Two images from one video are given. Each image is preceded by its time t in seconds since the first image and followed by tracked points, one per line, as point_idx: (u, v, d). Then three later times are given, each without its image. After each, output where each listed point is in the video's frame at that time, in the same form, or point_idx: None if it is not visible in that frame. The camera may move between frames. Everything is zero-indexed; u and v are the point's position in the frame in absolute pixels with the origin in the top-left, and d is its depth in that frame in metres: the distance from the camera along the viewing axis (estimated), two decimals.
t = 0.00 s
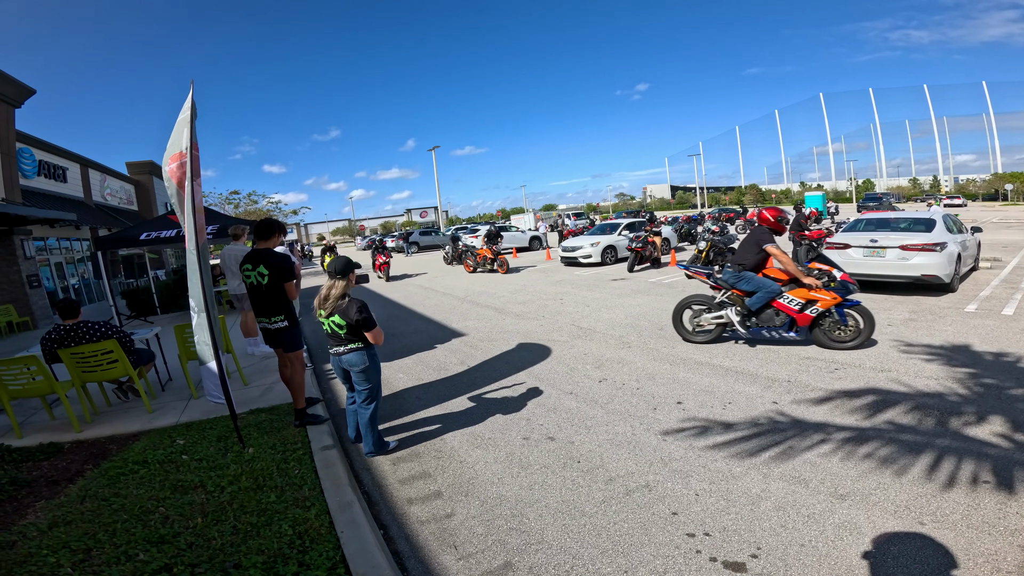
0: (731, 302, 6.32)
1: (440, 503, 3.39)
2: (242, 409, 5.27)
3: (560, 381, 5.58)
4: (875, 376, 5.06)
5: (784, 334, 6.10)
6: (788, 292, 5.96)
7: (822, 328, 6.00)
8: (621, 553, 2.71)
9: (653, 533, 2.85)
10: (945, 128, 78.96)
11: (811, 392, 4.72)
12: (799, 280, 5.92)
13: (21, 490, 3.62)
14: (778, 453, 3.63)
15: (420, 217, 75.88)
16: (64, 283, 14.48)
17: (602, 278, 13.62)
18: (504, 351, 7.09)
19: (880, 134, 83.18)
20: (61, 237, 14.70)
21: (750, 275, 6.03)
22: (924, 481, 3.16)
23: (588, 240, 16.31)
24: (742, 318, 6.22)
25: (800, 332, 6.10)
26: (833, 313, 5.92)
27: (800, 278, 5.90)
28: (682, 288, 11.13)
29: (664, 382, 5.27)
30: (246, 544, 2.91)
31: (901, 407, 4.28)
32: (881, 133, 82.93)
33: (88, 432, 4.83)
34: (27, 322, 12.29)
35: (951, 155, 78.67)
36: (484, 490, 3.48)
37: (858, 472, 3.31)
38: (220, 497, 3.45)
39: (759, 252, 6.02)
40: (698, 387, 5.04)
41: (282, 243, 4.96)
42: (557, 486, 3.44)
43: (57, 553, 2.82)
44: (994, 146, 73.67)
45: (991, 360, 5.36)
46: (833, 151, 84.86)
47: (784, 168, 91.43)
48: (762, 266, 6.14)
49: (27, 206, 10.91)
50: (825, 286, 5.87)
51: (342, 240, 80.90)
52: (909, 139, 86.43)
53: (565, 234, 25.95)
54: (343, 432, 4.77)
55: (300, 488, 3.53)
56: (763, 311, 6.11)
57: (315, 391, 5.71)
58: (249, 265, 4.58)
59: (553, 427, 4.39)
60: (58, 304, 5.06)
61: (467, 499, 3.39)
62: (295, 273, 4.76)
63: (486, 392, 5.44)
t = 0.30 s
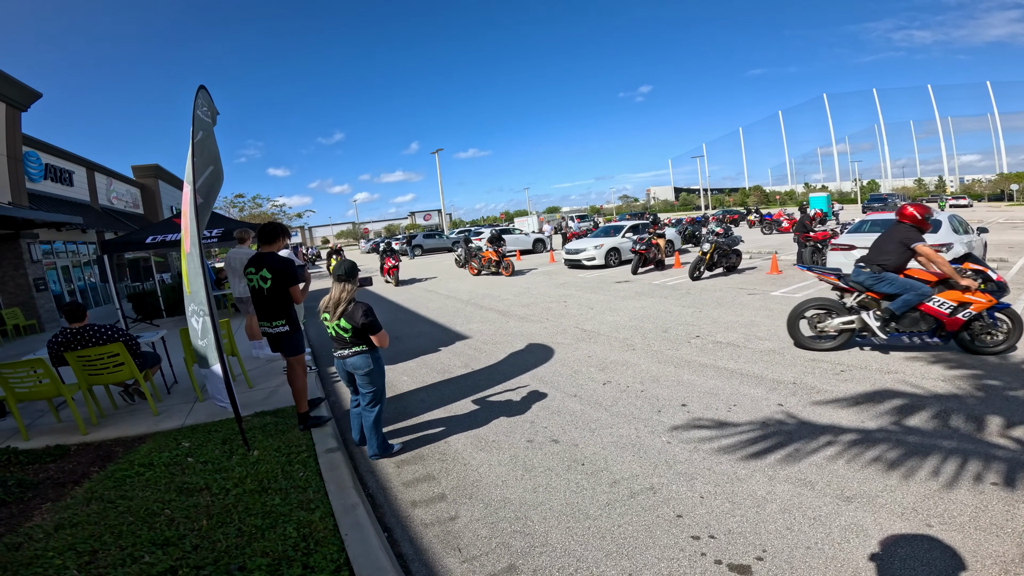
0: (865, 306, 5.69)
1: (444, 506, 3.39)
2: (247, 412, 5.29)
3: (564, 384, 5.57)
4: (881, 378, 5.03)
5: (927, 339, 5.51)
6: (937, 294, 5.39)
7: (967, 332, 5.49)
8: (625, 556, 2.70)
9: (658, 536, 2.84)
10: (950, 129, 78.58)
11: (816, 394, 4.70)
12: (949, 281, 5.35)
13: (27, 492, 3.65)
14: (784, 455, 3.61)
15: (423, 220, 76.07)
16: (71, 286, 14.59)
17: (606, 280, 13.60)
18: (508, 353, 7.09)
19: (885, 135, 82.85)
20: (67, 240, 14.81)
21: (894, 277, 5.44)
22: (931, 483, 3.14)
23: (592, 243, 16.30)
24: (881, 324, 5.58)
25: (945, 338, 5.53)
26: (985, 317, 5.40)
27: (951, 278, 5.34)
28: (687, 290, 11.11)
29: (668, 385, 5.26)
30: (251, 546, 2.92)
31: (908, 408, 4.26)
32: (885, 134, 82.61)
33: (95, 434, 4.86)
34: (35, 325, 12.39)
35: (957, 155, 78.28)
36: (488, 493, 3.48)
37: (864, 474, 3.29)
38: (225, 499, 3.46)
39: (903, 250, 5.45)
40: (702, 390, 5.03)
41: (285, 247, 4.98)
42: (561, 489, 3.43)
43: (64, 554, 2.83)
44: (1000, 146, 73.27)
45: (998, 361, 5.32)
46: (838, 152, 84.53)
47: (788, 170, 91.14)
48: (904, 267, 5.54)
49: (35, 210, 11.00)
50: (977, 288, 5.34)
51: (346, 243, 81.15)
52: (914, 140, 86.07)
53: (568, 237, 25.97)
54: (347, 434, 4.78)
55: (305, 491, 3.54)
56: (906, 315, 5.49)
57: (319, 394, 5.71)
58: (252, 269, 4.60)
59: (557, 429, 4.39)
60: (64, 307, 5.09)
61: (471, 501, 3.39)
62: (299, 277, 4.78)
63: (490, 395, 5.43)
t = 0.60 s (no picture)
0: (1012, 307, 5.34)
1: (447, 509, 3.38)
2: (250, 416, 5.29)
3: (567, 387, 5.57)
4: (884, 379, 5.01)
5: None
6: None
7: None
8: (629, 559, 2.69)
9: (661, 538, 2.83)
10: (953, 129, 78.42)
11: (820, 395, 4.68)
12: None
13: (31, 496, 3.65)
14: (788, 457, 3.60)
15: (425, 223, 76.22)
16: (74, 290, 14.64)
17: (607, 282, 13.60)
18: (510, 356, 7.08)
19: (887, 136, 82.70)
20: (71, 245, 14.87)
21: None
22: (935, 483, 3.12)
23: (594, 245, 16.29)
24: None
25: None
26: None
27: None
28: (689, 292, 11.09)
29: (671, 387, 5.25)
30: (254, 549, 2.92)
31: (912, 409, 4.24)
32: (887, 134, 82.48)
33: (98, 438, 4.87)
34: (38, 330, 12.43)
35: (959, 155, 78.11)
36: (491, 496, 3.47)
37: (869, 475, 3.27)
38: (228, 502, 3.46)
39: None
40: (705, 392, 5.01)
41: (286, 250, 4.97)
42: (564, 491, 3.42)
43: (67, 558, 2.83)
44: (1002, 146, 73.10)
45: (1003, 362, 5.29)
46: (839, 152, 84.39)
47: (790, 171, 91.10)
48: None
49: (39, 214, 11.05)
50: None
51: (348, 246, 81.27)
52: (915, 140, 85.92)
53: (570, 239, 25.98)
54: (350, 438, 4.78)
55: (308, 494, 3.54)
56: None
57: (322, 398, 5.72)
58: (253, 274, 4.61)
59: (560, 432, 4.38)
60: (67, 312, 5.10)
61: (474, 505, 3.38)
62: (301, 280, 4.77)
63: (493, 398, 5.42)
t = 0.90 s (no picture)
0: None
1: (450, 508, 3.39)
2: (253, 416, 5.30)
3: (569, 385, 5.57)
4: (887, 376, 5.01)
5: None
6: None
7: None
8: (632, 557, 2.69)
9: (664, 537, 2.83)
10: (955, 126, 78.15)
11: (823, 393, 4.67)
12: None
13: (35, 497, 3.67)
14: (791, 454, 3.60)
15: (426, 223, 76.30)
16: (77, 292, 14.68)
17: (608, 281, 13.60)
18: (512, 355, 7.09)
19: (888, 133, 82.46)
20: (73, 246, 14.91)
21: None
22: (939, 481, 3.12)
23: (595, 244, 16.28)
24: None
25: None
26: None
27: None
28: (690, 290, 11.08)
29: (673, 385, 5.25)
30: (258, 549, 2.93)
31: (914, 406, 4.23)
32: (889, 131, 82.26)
33: (102, 439, 4.88)
34: (42, 331, 12.47)
35: (961, 151, 77.86)
36: (494, 495, 3.48)
37: (873, 473, 3.26)
38: (232, 503, 3.46)
39: None
40: (708, 390, 5.01)
41: (291, 250, 4.99)
42: (567, 490, 3.42)
43: (72, 559, 2.84)
44: (1005, 142, 72.84)
45: (1006, 358, 5.28)
46: (841, 149, 84.19)
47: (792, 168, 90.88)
48: None
49: (41, 215, 11.07)
50: None
51: (350, 246, 81.37)
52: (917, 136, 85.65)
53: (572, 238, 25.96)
54: (353, 438, 4.78)
55: (311, 494, 3.54)
56: None
57: (325, 398, 5.72)
58: (258, 273, 4.62)
59: (562, 431, 4.38)
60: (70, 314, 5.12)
61: (476, 504, 3.38)
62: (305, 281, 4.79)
63: (495, 397, 5.43)
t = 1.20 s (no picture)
0: None
1: (454, 510, 3.38)
2: (257, 419, 5.31)
3: (573, 386, 5.56)
4: (892, 374, 4.99)
5: None
6: None
7: None
8: (637, 558, 2.69)
9: (670, 538, 2.82)
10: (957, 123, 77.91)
11: (827, 392, 4.66)
12: None
13: (42, 500, 3.68)
14: (797, 454, 3.59)
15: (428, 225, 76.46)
16: (81, 296, 14.74)
17: (611, 281, 13.59)
18: (515, 357, 7.09)
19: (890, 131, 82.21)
20: (77, 251, 14.97)
21: None
22: (946, 480, 3.10)
23: (597, 244, 16.27)
24: None
25: None
26: None
27: None
28: (693, 289, 11.06)
29: (677, 385, 5.24)
30: (263, 552, 2.93)
31: (919, 404, 4.22)
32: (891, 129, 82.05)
33: (107, 442, 4.89)
34: (46, 336, 12.53)
35: (964, 149, 77.58)
36: (498, 497, 3.48)
37: (879, 473, 3.25)
38: (237, 506, 3.47)
39: None
40: (711, 390, 5.00)
41: (298, 253, 4.99)
42: (572, 491, 3.42)
43: (78, 562, 2.85)
44: (1007, 139, 72.58)
45: (1011, 356, 5.26)
46: (843, 148, 83.96)
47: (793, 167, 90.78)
48: None
49: (44, 220, 11.12)
50: None
51: (352, 249, 81.50)
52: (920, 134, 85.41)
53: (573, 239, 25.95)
54: (357, 441, 4.78)
55: (315, 497, 3.55)
56: None
57: (329, 401, 5.73)
58: (263, 276, 4.62)
59: (566, 432, 4.38)
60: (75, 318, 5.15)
61: (480, 506, 3.38)
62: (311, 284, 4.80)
63: (498, 399, 5.42)
